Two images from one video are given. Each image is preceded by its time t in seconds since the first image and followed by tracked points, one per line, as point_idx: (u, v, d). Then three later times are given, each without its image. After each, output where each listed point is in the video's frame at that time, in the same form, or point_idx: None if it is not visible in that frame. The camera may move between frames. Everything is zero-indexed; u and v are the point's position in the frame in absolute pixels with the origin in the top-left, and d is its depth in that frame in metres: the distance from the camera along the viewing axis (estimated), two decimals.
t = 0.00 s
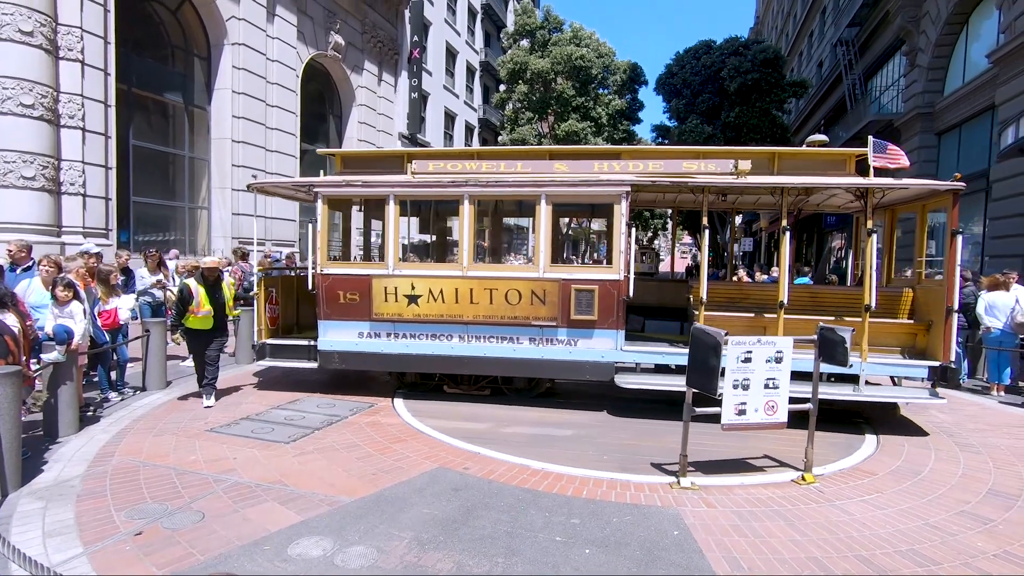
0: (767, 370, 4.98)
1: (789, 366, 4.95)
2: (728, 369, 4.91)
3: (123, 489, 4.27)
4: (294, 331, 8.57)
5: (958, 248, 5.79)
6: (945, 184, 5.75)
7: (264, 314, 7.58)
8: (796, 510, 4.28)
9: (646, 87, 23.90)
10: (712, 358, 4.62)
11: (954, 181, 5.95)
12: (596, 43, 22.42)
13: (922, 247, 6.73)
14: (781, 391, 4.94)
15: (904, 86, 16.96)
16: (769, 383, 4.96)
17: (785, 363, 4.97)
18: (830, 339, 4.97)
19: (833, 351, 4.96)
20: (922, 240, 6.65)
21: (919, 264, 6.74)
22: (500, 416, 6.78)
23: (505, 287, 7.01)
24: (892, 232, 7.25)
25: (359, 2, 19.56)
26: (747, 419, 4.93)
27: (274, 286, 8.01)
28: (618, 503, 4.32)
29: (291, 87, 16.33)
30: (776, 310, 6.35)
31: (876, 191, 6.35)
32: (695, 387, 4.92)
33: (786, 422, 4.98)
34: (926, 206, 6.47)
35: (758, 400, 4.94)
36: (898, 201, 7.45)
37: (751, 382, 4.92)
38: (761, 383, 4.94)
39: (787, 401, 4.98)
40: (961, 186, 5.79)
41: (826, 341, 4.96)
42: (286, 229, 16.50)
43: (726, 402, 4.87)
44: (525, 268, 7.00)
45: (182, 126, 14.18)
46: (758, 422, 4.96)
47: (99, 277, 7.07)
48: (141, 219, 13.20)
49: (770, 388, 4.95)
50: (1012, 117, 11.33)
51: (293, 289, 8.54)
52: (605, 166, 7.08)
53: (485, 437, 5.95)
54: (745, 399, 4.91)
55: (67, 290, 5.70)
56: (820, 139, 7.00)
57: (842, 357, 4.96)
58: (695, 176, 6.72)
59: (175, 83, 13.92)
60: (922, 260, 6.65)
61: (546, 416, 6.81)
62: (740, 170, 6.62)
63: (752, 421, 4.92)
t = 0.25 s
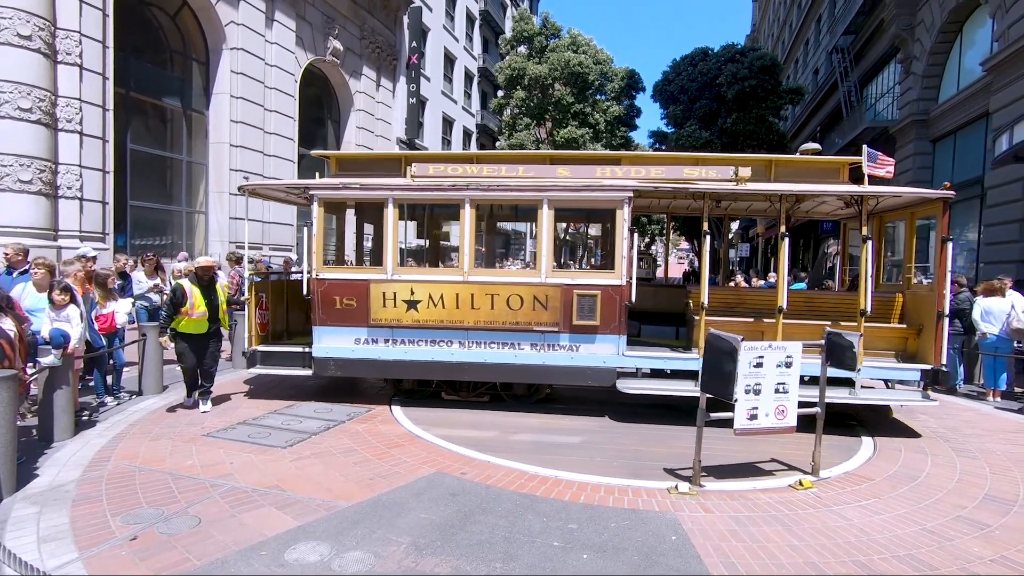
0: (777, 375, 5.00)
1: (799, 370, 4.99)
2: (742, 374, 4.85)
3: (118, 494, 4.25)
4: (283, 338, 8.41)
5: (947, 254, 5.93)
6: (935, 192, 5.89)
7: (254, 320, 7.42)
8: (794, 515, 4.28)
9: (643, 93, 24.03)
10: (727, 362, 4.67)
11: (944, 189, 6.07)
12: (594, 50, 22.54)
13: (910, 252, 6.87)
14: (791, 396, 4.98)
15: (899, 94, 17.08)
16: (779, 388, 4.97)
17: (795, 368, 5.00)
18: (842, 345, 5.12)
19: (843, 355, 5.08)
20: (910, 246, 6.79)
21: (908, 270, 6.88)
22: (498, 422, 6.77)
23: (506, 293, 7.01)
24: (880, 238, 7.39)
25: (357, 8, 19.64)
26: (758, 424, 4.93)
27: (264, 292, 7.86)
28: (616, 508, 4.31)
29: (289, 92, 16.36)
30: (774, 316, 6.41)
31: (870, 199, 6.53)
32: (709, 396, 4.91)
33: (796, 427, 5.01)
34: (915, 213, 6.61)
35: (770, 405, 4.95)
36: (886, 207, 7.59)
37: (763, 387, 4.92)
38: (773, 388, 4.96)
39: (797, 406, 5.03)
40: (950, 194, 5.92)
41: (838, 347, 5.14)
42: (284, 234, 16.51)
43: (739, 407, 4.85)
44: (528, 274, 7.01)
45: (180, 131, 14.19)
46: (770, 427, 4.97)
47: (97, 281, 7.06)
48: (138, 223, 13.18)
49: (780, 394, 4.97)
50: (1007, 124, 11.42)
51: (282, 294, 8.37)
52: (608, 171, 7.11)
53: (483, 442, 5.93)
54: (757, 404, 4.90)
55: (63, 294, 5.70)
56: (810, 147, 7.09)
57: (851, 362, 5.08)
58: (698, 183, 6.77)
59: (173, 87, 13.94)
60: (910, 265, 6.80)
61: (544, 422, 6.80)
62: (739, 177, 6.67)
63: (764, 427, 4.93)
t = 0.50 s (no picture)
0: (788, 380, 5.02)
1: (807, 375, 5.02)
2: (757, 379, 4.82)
3: (116, 499, 4.24)
4: (274, 345, 8.26)
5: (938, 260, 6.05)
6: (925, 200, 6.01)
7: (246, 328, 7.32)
8: (792, 520, 4.29)
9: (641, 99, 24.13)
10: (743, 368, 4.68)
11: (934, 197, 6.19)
12: (592, 56, 22.65)
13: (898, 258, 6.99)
14: (800, 400, 5.01)
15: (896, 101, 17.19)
16: (790, 392, 4.99)
17: (804, 372, 5.03)
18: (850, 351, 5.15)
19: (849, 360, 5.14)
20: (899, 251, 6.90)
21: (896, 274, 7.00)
22: (496, 427, 6.77)
23: (509, 298, 6.99)
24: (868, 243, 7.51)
25: (357, 13, 19.71)
26: (770, 428, 4.93)
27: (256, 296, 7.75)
28: (614, 513, 4.31)
29: (288, 97, 16.40)
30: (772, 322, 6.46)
31: (864, 206, 6.63)
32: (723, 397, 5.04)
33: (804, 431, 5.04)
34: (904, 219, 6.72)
35: (780, 409, 4.96)
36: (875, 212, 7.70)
37: (774, 392, 4.92)
38: (783, 392, 4.97)
39: (805, 410, 5.06)
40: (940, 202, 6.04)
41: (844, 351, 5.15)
42: (282, 238, 16.52)
43: (752, 412, 4.84)
44: (532, 278, 7.01)
45: (179, 136, 14.21)
46: (781, 431, 4.98)
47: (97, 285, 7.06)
48: (137, 227, 13.17)
49: (790, 398, 4.99)
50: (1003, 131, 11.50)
51: (273, 298, 8.25)
52: (610, 177, 7.15)
53: (481, 447, 5.93)
54: (768, 408, 4.90)
55: (62, 298, 5.69)
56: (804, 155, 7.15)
57: (858, 365, 5.10)
58: (701, 189, 6.82)
59: (172, 92, 13.96)
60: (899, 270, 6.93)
61: (544, 427, 6.80)
62: (740, 184, 6.71)
63: (775, 431, 4.94)
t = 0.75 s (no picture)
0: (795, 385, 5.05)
1: (815, 380, 5.06)
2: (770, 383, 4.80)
3: (111, 503, 4.22)
4: (263, 350, 8.22)
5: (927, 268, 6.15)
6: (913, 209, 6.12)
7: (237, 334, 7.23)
8: (788, 525, 4.30)
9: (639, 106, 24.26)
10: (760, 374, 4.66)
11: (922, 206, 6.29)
12: (590, 63, 22.78)
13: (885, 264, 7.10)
14: (808, 404, 5.05)
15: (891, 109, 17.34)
16: (797, 397, 5.03)
17: (811, 378, 5.08)
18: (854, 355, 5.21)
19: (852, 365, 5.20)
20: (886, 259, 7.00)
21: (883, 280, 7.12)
22: (493, 432, 6.76)
23: (512, 302, 7.01)
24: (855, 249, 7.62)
25: (356, 18, 19.77)
26: (778, 433, 4.96)
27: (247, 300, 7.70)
28: (611, 518, 4.31)
29: (286, 101, 16.41)
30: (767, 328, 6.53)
31: (856, 214, 6.73)
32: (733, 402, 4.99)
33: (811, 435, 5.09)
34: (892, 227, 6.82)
35: (788, 413, 4.99)
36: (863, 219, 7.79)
37: (782, 397, 4.96)
38: (791, 397, 5.01)
39: (812, 415, 5.11)
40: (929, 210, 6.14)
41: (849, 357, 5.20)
42: (279, 241, 16.52)
43: (762, 418, 4.86)
44: (534, 283, 7.02)
45: (177, 139, 14.20)
46: (788, 435, 5.02)
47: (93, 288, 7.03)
48: (133, 230, 13.14)
49: (797, 402, 5.03)
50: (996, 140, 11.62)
51: (262, 303, 8.21)
52: (612, 182, 7.21)
53: (478, 452, 5.92)
54: (777, 413, 4.93)
55: (58, 301, 5.66)
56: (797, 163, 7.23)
57: (863, 370, 5.16)
58: (700, 196, 6.88)
59: (170, 95, 13.97)
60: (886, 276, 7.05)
61: (541, 433, 6.80)
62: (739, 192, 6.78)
63: (783, 435, 4.96)
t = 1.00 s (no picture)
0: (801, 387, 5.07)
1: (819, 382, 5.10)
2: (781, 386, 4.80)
3: (105, 505, 4.20)
4: (252, 353, 8.19)
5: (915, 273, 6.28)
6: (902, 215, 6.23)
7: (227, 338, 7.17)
8: (784, 527, 4.31)
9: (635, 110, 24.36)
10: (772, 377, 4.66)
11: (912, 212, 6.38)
12: (587, 66, 22.87)
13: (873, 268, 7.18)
14: (813, 406, 5.08)
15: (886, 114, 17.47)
16: (803, 400, 5.06)
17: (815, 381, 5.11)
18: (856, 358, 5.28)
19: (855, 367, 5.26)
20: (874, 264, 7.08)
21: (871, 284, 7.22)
22: (489, 435, 6.75)
23: (513, 305, 7.01)
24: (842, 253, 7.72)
25: (353, 20, 19.79)
26: (785, 434, 4.98)
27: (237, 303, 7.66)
28: (607, 520, 4.32)
29: (284, 102, 16.41)
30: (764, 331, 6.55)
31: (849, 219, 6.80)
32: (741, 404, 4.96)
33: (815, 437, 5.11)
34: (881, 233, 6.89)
35: (793, 415, 5.02)
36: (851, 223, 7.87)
37: (789, 399, 4.99)
38: (797, 400, 5.04)
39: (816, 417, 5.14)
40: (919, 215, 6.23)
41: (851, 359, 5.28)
42: (275, 243, 16.49)
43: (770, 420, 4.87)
44: (537, 285, 7.04)
45: (173, 140, 14.18)
46: (795, 438, 5.04)
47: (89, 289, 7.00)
48: (129, 231, 13.11)
49: (803, 405, 5.05)
50: (990, 146, 11.73)
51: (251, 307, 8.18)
52: (612, 185, 7.25)
53: (474, 455, 5.92)
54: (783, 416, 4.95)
55: (53, 301, 5.63)
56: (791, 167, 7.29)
57: (866, 373, 5.25)
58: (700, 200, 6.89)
59: (167, 96, 13.95)
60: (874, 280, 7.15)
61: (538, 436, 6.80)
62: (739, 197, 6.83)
63: (789, 438, 4.97)
